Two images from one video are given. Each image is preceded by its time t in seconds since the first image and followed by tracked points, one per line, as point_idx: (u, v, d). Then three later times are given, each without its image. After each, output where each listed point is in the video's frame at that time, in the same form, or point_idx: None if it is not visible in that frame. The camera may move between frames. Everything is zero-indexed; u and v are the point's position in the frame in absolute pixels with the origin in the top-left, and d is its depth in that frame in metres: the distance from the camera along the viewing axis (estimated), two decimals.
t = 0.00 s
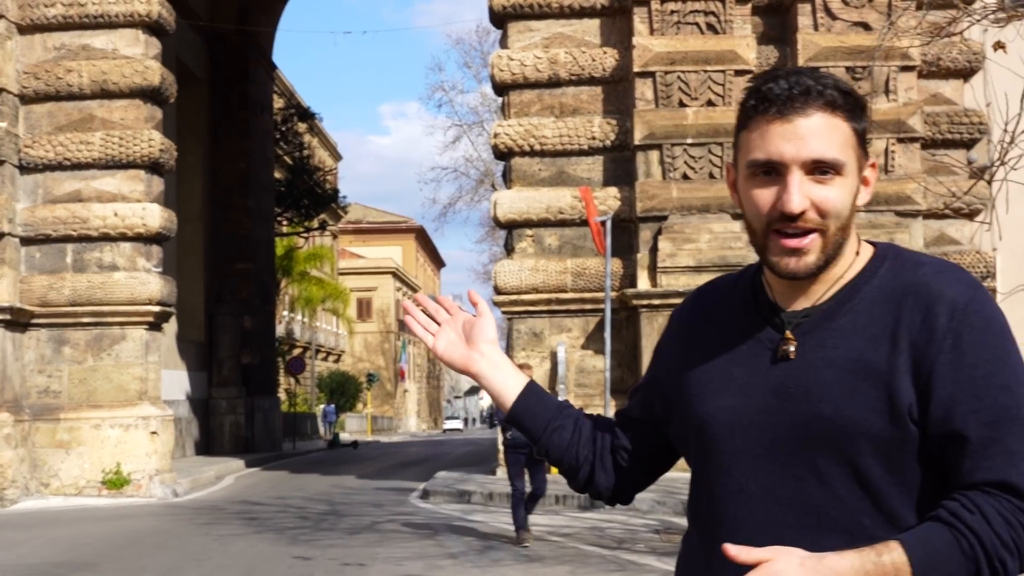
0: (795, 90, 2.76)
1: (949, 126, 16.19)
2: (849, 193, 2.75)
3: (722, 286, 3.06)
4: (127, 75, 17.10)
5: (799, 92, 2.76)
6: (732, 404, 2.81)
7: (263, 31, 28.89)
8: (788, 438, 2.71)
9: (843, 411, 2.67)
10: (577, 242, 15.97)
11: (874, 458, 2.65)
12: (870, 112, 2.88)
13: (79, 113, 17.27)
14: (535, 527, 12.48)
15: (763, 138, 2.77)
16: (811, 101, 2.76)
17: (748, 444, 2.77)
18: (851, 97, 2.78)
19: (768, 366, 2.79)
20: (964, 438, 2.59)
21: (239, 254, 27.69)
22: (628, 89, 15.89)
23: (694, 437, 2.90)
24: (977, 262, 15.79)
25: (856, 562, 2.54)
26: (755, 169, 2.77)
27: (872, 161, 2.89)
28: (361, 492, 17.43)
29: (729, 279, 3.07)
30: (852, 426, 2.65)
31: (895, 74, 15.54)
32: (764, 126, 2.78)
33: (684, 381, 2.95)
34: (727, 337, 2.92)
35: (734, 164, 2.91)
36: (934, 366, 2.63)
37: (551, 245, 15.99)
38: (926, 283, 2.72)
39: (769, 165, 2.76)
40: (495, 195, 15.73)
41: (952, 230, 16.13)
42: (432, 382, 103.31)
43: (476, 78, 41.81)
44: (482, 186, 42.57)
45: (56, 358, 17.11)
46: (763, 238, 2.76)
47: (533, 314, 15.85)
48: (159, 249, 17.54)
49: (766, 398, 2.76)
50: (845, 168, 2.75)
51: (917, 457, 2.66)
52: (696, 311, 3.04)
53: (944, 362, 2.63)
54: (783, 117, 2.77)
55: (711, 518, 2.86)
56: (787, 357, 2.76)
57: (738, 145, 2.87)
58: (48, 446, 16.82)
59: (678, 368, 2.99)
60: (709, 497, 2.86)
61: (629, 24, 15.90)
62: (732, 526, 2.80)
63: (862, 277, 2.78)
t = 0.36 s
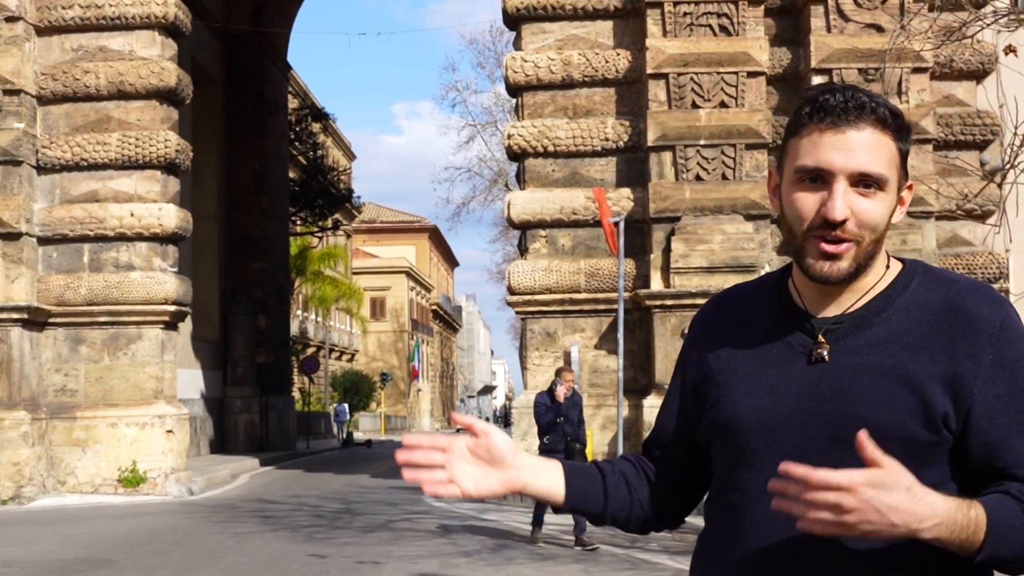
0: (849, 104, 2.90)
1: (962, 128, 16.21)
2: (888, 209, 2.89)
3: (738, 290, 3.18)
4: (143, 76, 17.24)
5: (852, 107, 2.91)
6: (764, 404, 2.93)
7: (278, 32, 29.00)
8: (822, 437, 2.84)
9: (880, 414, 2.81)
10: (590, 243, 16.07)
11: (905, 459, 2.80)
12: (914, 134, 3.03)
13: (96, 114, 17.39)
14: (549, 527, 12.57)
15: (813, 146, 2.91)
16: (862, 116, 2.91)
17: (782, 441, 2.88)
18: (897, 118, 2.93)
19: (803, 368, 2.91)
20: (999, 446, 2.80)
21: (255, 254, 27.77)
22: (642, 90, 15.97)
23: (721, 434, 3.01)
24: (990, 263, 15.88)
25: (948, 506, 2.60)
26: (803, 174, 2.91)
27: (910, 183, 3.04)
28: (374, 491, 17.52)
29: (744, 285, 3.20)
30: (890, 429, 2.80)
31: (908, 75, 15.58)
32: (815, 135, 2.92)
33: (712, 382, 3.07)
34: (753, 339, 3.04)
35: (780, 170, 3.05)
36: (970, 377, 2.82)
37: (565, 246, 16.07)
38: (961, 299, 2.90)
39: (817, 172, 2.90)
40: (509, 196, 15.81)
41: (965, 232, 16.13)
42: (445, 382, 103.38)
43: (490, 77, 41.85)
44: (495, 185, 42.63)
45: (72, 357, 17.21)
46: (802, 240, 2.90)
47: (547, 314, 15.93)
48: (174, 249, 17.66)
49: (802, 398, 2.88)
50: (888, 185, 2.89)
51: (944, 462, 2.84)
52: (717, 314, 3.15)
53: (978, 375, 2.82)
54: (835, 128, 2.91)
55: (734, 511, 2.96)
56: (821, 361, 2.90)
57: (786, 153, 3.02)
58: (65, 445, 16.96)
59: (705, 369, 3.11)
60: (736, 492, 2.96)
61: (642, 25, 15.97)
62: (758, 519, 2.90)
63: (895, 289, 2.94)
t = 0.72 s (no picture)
0: (845, 129, 3.01)
1: (973, 132, 16.28)
2: (893, 226, 2.99)
3: (748, 301, 3.30)
4: (158, 80, 17.37)
5: (849, 131, 3.01)
6: (785, 410, 3.06)
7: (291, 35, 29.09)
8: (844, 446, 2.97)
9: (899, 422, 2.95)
10: (602, 246, 16.14)
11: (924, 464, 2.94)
12: (913, 148, 3.13)
13: (112, 118, 17.51)
14: (561, 527, 12.66)
15: (815, 172, 3.02)
16: (860, 139, 3.00)
17: (805, 449, 3.02)
18: (895, 136, 3.02)
19: (823, 379, 3.04)
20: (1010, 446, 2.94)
21: (268, 257, 27.95)
22: (653, 94, 16.08)
23: (742, 440, 3.14)
24: (1001, 267, 15.95)
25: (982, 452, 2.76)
26: (807, 201, 3.01)
27: (915, 194, 3.13)
28: (387, 492, 17.62)
29: (754, 292, 3.32)
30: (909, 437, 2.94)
31: (919, 79, 15.67)
32: (816, 162, 3.03)
33: (732, 390, 3.20)
34: (770, 347, 3.16)
35: (786, 195, 3.16)
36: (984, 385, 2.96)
37: (577, 249, 16.15)
38: (972, 309, 3.04)
39: (820, 197, 3.00)
40: (521, 199, 15.90)
41: (975, 236, 16.22)
42: (456, 384, 103.51)
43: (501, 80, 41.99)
44: (507, 188, 42.74)
45: (88, 359, 17.37)
46: (812, 263, 3.01)
47: (559, 317, 16.05)
48: (189, 252, 17.78)
49: (823, 408, 3.01)
50: (890, 203, 2.99)
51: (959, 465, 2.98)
52: (730, 325, 3.27)
53: (993, 383, 2.96)
54: (833, 154, 3.02)
55: (758, 515, 3.09)
56: (841, 370, 3.02)
57: (791, 178, 3.12)
58: (80, 445, 17.07)
59: (723, 378, 3.23)
60: (759, 495, 3.09)
61: (654, 30, 16.06)
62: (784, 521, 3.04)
63: (909, 301, 3.06)
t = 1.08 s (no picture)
0: (822, 138, 3.08)
1: (980, 137, 16.33)
2: (880, 228, 3.05)
3: (743, 312, 3.29)
4: (170, 84, 17.46)
5: (828, 140, 3.08)
6: (794, 420, 3.05)
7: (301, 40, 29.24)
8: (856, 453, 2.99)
9: (910, 431, 2.99)
10: (611, 249, 16.21)
11: (931, 473, 2.99)
12: (898, 154, 3.18)
13: (124, 122, 17.64)
14: (569, 530, 12.74)
15: (799, 182, 3.08)
16: (839, 147, 3.07)
17: (815, 456, 3.02)
18: (875, 142, 3.08)
19: (826, 388, 3.05)
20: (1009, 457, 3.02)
21: (277, 258, 28.12)
22: (662, 99, 16.14)
23: (748, 449, 3.13)
24: (1009, 271, 16.01)
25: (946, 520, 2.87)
26: (795, 209, 3.08)
27: (902, 199, 3.18)
28: (397, 494, 17.71)
29: (747, 305, 3.32)
30: (919, 446, 2.98)
31: (927, 85, 15.71)
32: (799, 171, 3.09)
33: (735, 402, 3.19)
34: (772, 356, 3.16)
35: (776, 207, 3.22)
36: (986, 396, 3.02)
37: (586, 252, 16.23)
38: (968, 323, 3.09)
39: (807, 205, 3.06)
40: (531, 203, 16.00)
41: (983, 240, 16.28)
42: (465, 386, 103.64)
43: (510, 83, 42.10)
44: (516, 191, 42.85)
45: (99, 361, 17.49)
46: (805, 271, 3.06)
47: (568, 320, 16.14)
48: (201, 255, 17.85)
49: (832, 415, 3.02)
50: (874, 205, 3.05)
51: (961, 475, 3.04)
52: (725, 333, 3.27)
53: (994, 395, 3.03)
54: (814, 162, 3.08)
55: (766, 522, 3.08)
56: (842, 379, 3.04)
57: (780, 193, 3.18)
58: (92, 447, 17.16)
59: (725, 389, 3.22)
60: (770, 502, 3.08)
61: (663, 36, 16.14)
62: (797, 528, 3.03)
63: (907, 312, 3.11)
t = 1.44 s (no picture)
0: (783, 149, 3.05)
1: (986, 140, 16.39)
2: (841, 241, 3.03)
3: (709, 326, 3.18)
4: (180, 86, 17.56)
5: (788, 152, 3.05)
6: (778, 441, 2.98)
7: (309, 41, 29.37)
8: (847, 473, 2.93)
9: (901, 447, 2.94)
10: (618, 251, 16.32)
11: (924, 488, 2.94)
12: (869, 163, 3.15)
13: (134, 123, 17.76)
14: (577, 530, 12.82)
15: (758, 195, 3.06)
16: (799, 159, 3.05)
17: (805, 476, 2.95)
18: (838, 153, 3.05)
19: (804, 407, 2.99)
20: (997, 464, 3.01)
21: (285, 259, 28.20)
22: (669, 101, 16.22)
23: (730, 470, 3.04)
24: (1015, 273, 16.03)
25: None
26: (755, 222, 3.06)
27: (871, 210, 3.16)
28: (405, 494, 17.82)
29: (714, 316, 3.21)
30: (912, 461, 2.93)
31: (932, 88, 15.80)
32: (759, 184, 3.07)
33: (711, 421, 3.08)
34: (749, 370, 3.07)
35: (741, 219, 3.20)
36: (971, 405, 3.00)
37: (593, 254, 16.31)
38: (948, 329, 3.06)
39: (765, 220, 3.05)
40: (538, 205, 16.09)
41: (988, 242, 16.38)
42: (470, 387, 103.79)
43: (517, 83, 42.21)
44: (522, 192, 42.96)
45: (109, 361, 17.59)
46: (764, 285, 3.04)
47: (575, 322, 16.21)
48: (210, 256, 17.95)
49: (819, 434, 2.96)
50: (836, 218, 3.03)
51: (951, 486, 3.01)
52: (691, 347, 3.16)
53: (978, 401, 3.00)
54: (772, 174, 3.06)
55: (754, 545, 3.00)
56: (817, 397, 2.99)
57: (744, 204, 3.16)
58: (102, 447, 17.29)
59: (698, 406, 3.11)
60: (761, 525, 2.99)
61: (670, 39, 16.23)
62: (792, 554, 2.94)
63: (886, 322, 3.08)
